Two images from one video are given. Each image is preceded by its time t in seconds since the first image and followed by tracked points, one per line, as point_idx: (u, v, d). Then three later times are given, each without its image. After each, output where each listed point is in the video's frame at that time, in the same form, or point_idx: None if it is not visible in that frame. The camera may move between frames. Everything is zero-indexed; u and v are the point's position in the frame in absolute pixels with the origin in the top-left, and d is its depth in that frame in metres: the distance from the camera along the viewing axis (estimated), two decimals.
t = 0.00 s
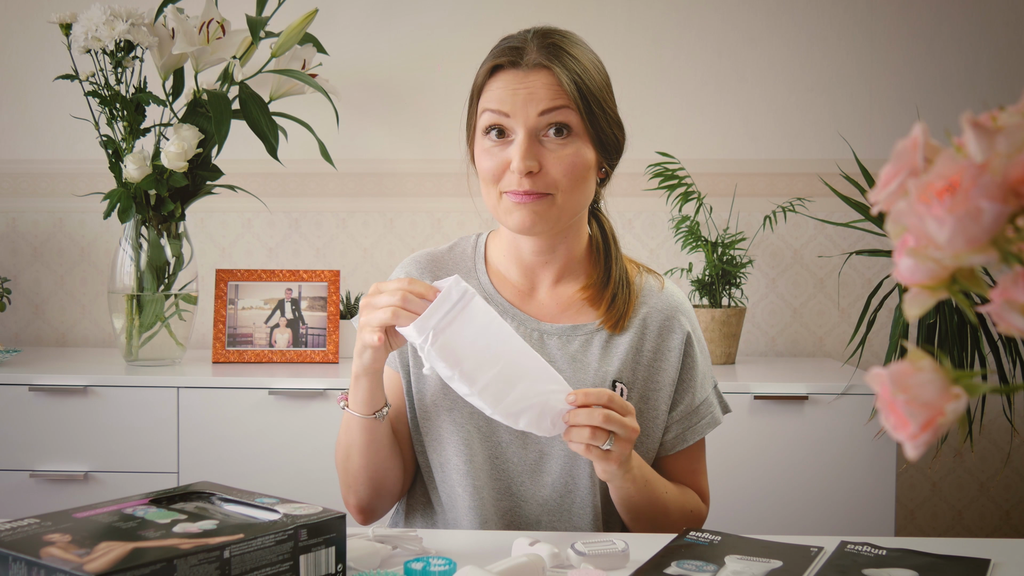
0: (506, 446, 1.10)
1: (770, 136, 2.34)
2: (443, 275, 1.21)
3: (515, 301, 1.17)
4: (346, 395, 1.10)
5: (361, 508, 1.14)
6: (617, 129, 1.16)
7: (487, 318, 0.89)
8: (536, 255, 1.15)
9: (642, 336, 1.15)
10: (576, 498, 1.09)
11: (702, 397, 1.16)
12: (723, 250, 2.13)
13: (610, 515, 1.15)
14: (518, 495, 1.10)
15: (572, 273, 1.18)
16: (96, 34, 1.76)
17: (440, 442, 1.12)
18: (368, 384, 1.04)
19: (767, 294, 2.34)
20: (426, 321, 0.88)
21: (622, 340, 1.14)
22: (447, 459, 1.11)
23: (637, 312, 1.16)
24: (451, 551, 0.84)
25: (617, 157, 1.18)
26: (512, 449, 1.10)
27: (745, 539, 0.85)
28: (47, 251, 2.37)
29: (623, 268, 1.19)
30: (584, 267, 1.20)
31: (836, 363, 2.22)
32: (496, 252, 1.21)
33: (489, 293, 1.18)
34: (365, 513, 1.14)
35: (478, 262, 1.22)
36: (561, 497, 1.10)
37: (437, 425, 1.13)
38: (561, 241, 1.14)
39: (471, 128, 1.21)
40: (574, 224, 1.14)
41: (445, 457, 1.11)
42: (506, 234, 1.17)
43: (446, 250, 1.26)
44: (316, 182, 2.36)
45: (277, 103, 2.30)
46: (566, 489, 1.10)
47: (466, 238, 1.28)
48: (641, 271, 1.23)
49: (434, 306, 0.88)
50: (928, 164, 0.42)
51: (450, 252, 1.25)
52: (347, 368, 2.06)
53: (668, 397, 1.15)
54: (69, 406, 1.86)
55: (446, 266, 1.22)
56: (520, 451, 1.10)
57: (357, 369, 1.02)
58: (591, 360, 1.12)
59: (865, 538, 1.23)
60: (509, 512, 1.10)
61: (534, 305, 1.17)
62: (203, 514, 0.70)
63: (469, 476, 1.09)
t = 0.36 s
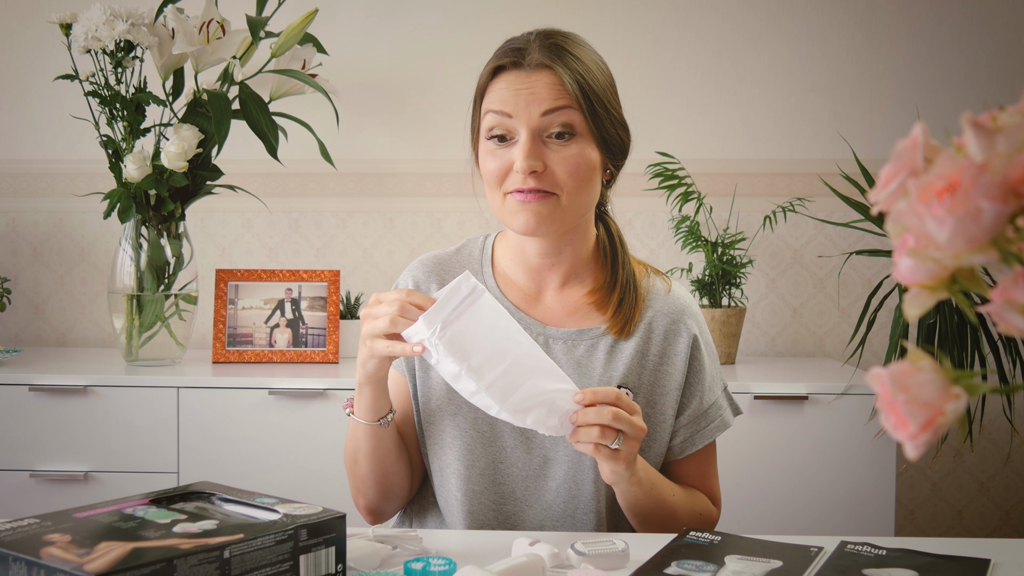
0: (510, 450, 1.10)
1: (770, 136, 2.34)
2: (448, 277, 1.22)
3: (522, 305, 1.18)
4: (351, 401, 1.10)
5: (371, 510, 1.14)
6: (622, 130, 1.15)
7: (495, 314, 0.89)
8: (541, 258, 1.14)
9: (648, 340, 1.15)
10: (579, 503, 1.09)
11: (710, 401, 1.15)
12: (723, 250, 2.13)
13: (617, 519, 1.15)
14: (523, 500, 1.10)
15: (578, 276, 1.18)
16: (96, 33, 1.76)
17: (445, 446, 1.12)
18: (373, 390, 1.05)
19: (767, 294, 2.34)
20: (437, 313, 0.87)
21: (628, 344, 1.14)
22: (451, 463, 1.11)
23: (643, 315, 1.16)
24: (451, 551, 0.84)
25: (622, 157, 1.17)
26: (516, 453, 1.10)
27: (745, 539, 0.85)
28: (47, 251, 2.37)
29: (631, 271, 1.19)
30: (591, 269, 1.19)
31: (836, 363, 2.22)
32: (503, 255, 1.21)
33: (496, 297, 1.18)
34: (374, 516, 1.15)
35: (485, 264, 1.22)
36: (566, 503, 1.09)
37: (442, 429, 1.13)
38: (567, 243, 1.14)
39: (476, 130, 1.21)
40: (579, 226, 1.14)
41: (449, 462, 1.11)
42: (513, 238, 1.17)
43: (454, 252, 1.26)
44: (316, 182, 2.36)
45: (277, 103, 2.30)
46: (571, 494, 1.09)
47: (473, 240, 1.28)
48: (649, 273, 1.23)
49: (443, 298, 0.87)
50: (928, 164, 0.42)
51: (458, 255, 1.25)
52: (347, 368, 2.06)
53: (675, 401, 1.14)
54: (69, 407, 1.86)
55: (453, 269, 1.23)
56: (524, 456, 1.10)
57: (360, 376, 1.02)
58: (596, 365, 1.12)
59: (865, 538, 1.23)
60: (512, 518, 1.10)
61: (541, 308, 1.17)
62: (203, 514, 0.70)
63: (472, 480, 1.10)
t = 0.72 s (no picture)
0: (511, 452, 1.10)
1: (770, 136, 2.34)
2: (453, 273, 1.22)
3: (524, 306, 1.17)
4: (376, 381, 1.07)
5: (369, 504, 1.13)
6: (626, 129, 1.15)
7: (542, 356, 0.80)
8: (544, 258, 1.14)
9: (651, 342, 1.15)
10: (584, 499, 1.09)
11: (708, 403, 1.15)
12: (723, 250, 2.13)
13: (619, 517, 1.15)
14: (522, 501, 1.10)
15: (580, 279, 1.18)
16: (96, 34, 1.76)
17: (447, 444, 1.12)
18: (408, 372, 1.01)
19: (767, 293, 2.34)
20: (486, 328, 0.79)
21: (630, 347, 1.14)
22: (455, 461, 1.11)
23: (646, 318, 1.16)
24: (451, 551, 0.84)
25: (626, 157, 1.17)
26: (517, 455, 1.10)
27: (745, 539, 0.85)
28: (47, 251, 2.37)
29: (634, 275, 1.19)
30: (595, 271, 1.19)
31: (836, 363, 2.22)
32: (505, 254, 1.20)
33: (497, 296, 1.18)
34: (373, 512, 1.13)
35: (488, 264, 1.21)
36: (566, 504, 1.09)
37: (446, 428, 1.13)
38: (570, 243, 1.13)
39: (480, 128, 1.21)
40: (583, 226, 1.13)
41: (451, 461, 1.12)
42: (514, 237, 1.16)
43: (457, 249, 1.26)
44: (316, 182, 2.36)
45: (277, 103, 2.30)
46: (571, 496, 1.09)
47: (476, 235, 1.28)
48: (651, 275, 1.23)
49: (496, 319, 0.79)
50: (928, 164, 0.42)
51: (461, 252, 1.25)
52: (347, 368, 2.06)
53: (674, 404, 1.15)
54: (69, 407, 1.86)
55: (457, 268, 1.23)
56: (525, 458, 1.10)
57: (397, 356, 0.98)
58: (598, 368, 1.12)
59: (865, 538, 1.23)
60: (511, 518, 1.10)
61: (544, 310, 1.17)
62: (203, 514, 0.70)
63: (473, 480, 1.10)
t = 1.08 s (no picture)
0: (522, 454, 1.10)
1: (770, 136, 2.34)
2: (471, 270, 1.22)
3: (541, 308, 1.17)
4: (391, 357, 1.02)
5: (358, 481, 1.07)
6: (649, 131, 1.15)
7: (575, 401, 0.86)
8: (561, 260, 1.13)
9: (669, 348, 1.17)
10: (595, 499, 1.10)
11: (712, 407, 1.16)
12: (723, 250, 2.13)
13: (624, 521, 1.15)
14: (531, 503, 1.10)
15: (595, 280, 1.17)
16: (96, 34, 1.76)
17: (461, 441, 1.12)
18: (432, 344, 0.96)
19: (768, 293, 2.34)
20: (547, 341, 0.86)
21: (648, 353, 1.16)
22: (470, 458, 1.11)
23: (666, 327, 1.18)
24: (452, 551, 0.84)
25: (649, 160, 1.17)
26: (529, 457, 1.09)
27: (745, 539, 0.85)
28: (47, 251, 2.37)
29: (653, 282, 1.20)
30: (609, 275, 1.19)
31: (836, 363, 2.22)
32: (521, 253, 1.19)
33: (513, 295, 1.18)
34: (363, 491, 1.08)
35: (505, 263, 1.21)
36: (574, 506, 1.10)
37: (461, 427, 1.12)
38: (586, 246, 1.12)
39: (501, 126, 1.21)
40: (601, 228, 1.11)
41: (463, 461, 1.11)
42: (529, 237, 1.15)
43: (474, 247, 1.26)
44: (316, 182, 2.36)
45: (277, 103, 2.30)
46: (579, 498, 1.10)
47: (490, 232, 1.28)
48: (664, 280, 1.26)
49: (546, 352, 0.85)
50: (927, 164, 0.42)
51: (479, 250, 1.25)
52: (348, 368, 2.06)
53: (678, 405, 1.16)
54: (69, 407, 1.86)
55: (475, 265, 1.23)
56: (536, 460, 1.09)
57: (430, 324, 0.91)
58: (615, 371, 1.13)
59: (865, 538, 1.23)
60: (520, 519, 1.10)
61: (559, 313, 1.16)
62: (203, 514, 0.70)
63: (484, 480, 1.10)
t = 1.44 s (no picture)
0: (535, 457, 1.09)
1: (770, 136, 2.34)
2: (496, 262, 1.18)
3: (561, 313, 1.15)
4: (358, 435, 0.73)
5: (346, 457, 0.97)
6: (677, 135, 1.14)
7: (585, 394, 0.89)
8: (582, 266, 1.12)
9: (688, 357, 1.17)
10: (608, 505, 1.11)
11: (718, 415, 1.16)
12: (723, 250, 2.13)
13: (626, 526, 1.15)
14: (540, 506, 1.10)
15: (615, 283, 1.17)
16: (96, 34, 1.77)
17: (480, 443, 1.10)
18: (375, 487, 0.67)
19: (768, 293, 2.34)
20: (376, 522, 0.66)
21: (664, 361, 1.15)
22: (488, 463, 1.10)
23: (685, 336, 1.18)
24: (452, 551, 0.84)
25: (676, 164, 1.16)
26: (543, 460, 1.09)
27: (745, 539, 0.85)
28: (47, 251, 2.37)
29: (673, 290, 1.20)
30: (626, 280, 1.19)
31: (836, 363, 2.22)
32: (541, 251, 1.16)
33: (535, 296, 1.15)
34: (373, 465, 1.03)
35: (527, 259, 1.18)
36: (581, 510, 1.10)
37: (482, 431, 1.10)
38: (608, 254, 1.11)
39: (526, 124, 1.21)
40: (624, 235, 1.11)
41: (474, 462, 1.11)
42: (547, 237, 1.14)
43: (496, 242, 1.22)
44: (316, 182, 2.36)
45: (277, 103, 2.30)
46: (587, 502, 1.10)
47: (508, 228, 1.25)
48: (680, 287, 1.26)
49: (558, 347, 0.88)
50: (928, 164, 0.42)
51: (501, 246, 1.21)
52: (348, 368, 2.06)
53: (685, 411, 1.17)
54: (69, 406, 1.86)
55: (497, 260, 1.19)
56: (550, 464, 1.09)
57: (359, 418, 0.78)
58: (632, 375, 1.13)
59: (864, 538, 1.23)
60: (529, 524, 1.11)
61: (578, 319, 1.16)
62: (203, 515, 0.70)
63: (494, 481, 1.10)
